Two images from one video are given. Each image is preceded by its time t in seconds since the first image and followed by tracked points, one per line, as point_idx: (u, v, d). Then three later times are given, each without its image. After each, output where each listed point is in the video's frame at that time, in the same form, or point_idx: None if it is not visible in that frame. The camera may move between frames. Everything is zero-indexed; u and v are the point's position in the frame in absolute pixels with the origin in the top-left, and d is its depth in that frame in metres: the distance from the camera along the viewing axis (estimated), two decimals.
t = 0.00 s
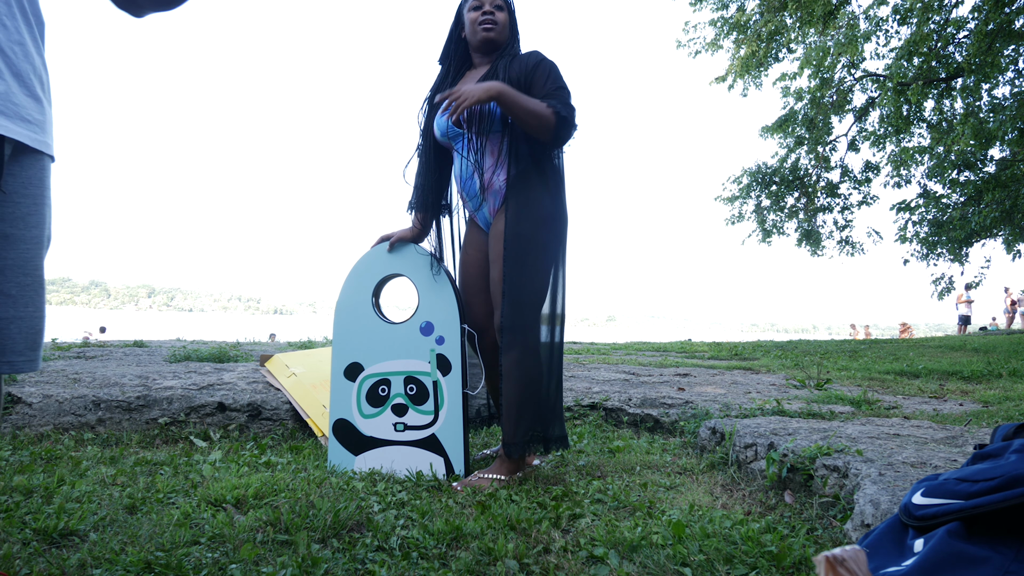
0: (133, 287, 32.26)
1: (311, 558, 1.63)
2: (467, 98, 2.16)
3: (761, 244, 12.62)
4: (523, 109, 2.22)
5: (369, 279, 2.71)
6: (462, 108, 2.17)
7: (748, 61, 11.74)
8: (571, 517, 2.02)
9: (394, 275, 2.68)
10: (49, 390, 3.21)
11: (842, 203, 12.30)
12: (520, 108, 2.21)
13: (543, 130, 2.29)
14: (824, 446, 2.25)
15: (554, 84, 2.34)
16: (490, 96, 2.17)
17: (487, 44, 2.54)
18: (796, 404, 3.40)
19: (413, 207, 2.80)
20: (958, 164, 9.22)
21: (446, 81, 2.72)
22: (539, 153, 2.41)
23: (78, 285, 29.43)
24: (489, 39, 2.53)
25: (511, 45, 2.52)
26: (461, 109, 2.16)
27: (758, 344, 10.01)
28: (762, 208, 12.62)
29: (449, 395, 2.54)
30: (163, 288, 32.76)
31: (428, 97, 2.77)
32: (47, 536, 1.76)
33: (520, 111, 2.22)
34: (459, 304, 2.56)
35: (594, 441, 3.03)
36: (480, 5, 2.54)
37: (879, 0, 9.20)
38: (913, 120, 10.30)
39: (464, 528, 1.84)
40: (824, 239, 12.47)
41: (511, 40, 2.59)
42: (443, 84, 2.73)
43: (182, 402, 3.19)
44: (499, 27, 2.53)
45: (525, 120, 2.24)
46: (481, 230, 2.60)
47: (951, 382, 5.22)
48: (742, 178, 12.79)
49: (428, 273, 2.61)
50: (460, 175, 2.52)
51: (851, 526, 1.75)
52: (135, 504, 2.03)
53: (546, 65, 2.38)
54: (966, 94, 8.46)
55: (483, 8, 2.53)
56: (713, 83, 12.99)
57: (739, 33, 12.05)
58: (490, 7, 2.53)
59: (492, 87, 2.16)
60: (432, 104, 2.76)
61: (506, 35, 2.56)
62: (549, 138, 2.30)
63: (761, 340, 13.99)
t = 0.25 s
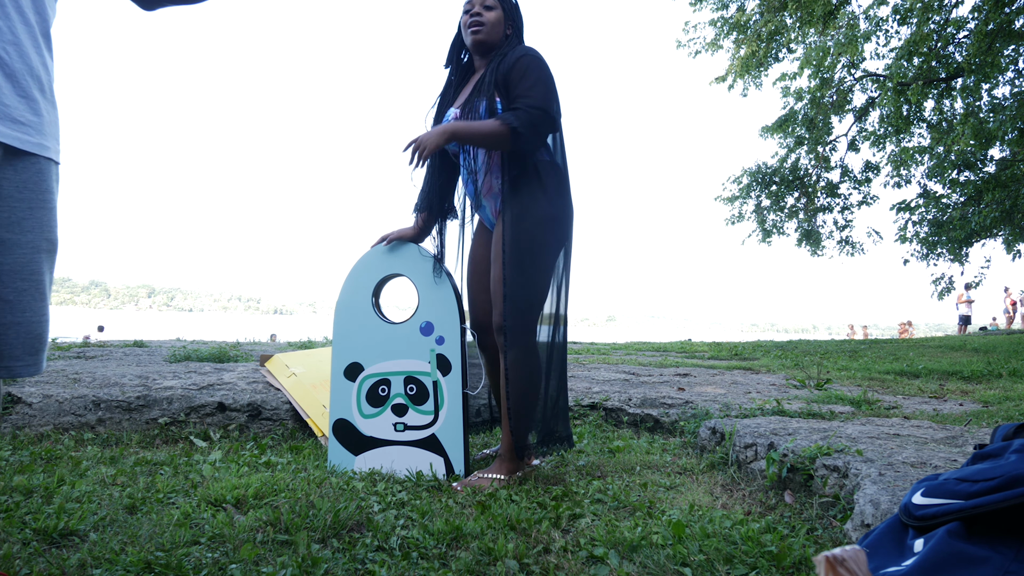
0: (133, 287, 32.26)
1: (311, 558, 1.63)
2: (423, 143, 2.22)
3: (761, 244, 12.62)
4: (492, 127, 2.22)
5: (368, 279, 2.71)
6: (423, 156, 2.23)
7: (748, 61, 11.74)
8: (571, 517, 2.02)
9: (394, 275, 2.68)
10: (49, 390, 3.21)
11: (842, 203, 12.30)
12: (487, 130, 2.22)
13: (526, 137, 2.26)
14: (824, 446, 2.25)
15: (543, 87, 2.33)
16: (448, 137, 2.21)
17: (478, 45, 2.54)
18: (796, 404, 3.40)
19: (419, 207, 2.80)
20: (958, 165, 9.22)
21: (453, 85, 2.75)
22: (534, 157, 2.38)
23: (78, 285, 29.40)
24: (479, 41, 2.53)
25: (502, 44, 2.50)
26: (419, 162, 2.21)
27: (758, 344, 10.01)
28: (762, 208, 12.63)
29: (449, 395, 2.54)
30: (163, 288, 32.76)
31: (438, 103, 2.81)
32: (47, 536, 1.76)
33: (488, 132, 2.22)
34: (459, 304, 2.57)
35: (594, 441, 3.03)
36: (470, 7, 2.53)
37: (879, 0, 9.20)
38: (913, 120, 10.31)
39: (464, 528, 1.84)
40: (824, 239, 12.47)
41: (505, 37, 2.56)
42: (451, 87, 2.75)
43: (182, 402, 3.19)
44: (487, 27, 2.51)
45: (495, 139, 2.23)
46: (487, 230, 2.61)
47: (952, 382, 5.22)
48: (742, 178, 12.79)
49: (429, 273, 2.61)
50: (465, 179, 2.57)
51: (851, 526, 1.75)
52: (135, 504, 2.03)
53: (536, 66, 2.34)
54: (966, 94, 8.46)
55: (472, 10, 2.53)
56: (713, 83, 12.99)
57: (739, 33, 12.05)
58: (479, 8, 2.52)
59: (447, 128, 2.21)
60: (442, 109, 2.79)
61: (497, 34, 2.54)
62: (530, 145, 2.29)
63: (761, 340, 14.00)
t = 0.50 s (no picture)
0: (133, 287, 32.26)
1: (311, 557, 1.63)
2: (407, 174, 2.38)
3: (761, 244, 12.62)
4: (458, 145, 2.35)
5: (372, 279, 2.71)
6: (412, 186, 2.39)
7: (748, 61, 11.74)
8: (571, 518, 2.02)
9: (396, 275, 2.68)
10: (49, 390, 3.21)
11: (842, 203, 12.30)
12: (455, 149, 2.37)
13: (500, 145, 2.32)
14: (824, 446, 2.25)
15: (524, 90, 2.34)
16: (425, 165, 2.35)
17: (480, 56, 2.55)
18: (796, 404, 3.40)
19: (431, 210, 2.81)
20: (958, 164, 9.22)
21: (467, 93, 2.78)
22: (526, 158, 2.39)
23: (78, 285, 29.39)
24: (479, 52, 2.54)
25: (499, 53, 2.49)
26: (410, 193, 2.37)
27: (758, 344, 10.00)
28: (762, 208, 12.63)
29: (450, 394, 2.54)
30: (163, 288, 32.77)
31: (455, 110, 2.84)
32: (47, 536, 1.76)
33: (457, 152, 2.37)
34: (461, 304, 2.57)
35: (595, 441, 3.03)
36: (468, 19, 2.54)
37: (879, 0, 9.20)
38: (913, 120, 10.30)
39: (464, 528, 1.84)
40: (824, 239, 12.47)
41: (505, 43, 2.55)
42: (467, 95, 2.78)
43: (182, 402, 3.19)
44: (485, 37, 2.51)
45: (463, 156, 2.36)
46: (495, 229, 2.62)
47: (952, 382, 5.22)
48: (742, 178, 12.79)
49: (430, 273, 2.61)
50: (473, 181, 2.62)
51: (851, 526, 1.75)
52: (135, 504, 2.03)
53: (517, 69, 2.35)
54: (966, 94, 8.45)
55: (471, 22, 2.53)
56: (713, 83, 12.99)
57: (739, 33, 12.05)
58: (477, 18, 2.52)
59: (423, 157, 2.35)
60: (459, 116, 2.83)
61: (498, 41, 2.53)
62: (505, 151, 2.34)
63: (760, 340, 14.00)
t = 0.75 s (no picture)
0: (133, 287, 32.28)
1: (311, 557, 1.63)
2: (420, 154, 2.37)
3: (761, 244, 12.62)
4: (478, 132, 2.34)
5: (374, 278, 2.71)
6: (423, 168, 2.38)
7: (748, 61, 11.74)
8: (571, 517, 2.02)
9: (397, 275, 2.68)
10: (49, 390, 3.21)
11: (842, 203, 12.30)
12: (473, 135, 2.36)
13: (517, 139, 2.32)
14: (824, 446, 2.25)
15: (545, 88, 2.33)
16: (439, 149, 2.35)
17: (499, 55, 2.55)
18: (796, 404, 3.40)
19: (435, 208, 2.81)
20: (958, 164, 9.22)
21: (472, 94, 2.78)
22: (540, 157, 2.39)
23: (78, 285, 29.38)
24: (501, 50, 2.53)
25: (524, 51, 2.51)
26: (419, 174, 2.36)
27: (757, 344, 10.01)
28: (762, 208, 12.63)
29: (451, 395, 2.54)
30: (163, 288, 32.78)
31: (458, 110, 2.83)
32: (47, 536, 1.76)
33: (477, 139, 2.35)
34: (462, 305, 2.56)
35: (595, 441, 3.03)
36: (488, 17, 2.53)
37: (879, 0, 9.20)
38: (913, 120, 10.31)
39: (464, 528, 1.85)
40: (824, 239, 12.47)
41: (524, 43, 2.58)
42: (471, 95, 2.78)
43: (182, 402, 3.19)
44: (510, 36, 2.52)
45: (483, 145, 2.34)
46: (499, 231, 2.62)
47: (951, 382, 5.22)
48: (742, 178, 12.79)
49: (431, 272, 2.61)
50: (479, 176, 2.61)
51: (851, 526, 1.75)
52: (135, 504, 2.03)
53: (541, 67, 2.35)
54: (966, 94, 8.45)
55: (492, 20, 2.53)
56: (713, 83, 12.99)
57: (739, 33, 12.05)
58: (498, 17, 2.52)
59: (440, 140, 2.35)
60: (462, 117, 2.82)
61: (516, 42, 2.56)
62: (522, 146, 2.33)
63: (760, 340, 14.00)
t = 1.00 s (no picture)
0: (133, 287, 32.29)
1: (311, 557, 1.63)
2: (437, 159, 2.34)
3: (761, 244, 12.63)
4: (506, 141, 2.27)
5: (373, 278, 2.70)
6: (437, 173, 2.37)
7: (748, 61, 11.73)
8: (571, 517, 2.02)
9: (396, 275, 2.67)
10: (49, 390, 3.21)
11: (842, 203, 12.30)
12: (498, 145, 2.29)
13: (540, 147, 2.28)
14: (824, 446, 2.25)
15: (559, 96, 2.34)
16: (458, 153, 2.34)
17: (507, 55, 2.55)
18: (796, 404, 3.40)
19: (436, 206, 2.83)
20: (958, 164, 9.22)
21: (473, 93, 2.77)
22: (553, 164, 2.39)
23: (78, 285, 29.39)
24: (511, 51, 2.54)
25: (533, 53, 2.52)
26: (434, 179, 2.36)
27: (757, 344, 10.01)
28: (762, 208, 12.63)
29: (450, 395, 2.54)
30: (163, 288, 32.80)
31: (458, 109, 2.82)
32: (47, 536, 1.76)
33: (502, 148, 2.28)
34: (461, 305, 2.56)
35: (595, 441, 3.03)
36: (497, 17, 2.53)
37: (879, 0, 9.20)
38: (913, 120, 10.31)
39: (464, 528, 1.84)
40: (824, 239, 12.47)
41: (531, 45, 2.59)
42: (472, 94, 2.77)
43: (182, 402, 3.19)
44: (520, 37, 2.53)
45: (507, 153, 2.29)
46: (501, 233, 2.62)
47: (951, 382, 5.22)
48: (742, 178, 12.79)
49: (430, 273, 2.60)
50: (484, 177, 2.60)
51: (851, 526, 1.75)
52: (135, 504, 2.03)
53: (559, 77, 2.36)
54: (966, 94, 8.45)
55: (501, 20, 2.53)
56: (713, 83, 12.99)
57: (739, 33, 12.05)
58: (507, 17, 2.53)
59: (457, 145, 2.34)
60: (462, 116, 2.81)
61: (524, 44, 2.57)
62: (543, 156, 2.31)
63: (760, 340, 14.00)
